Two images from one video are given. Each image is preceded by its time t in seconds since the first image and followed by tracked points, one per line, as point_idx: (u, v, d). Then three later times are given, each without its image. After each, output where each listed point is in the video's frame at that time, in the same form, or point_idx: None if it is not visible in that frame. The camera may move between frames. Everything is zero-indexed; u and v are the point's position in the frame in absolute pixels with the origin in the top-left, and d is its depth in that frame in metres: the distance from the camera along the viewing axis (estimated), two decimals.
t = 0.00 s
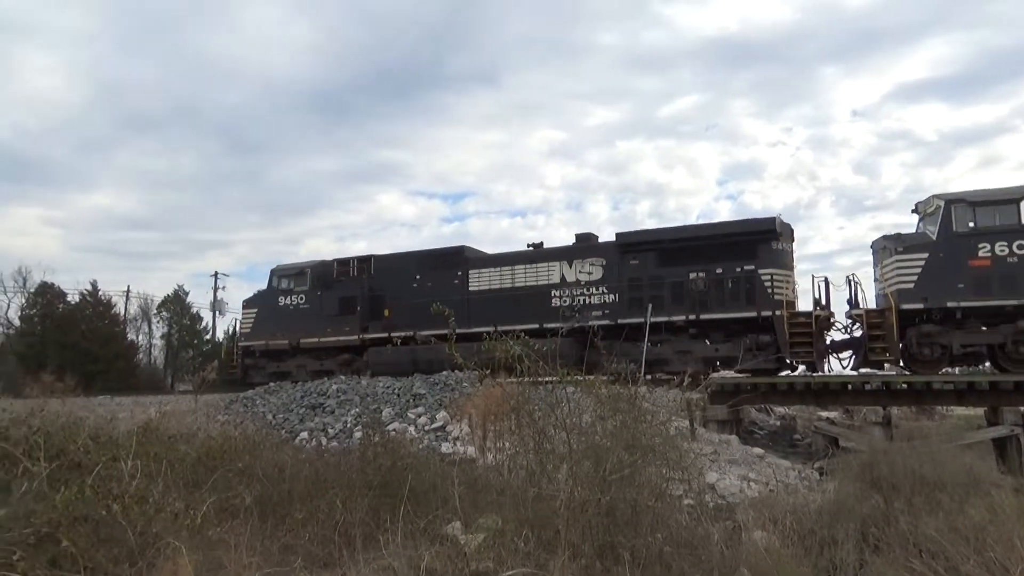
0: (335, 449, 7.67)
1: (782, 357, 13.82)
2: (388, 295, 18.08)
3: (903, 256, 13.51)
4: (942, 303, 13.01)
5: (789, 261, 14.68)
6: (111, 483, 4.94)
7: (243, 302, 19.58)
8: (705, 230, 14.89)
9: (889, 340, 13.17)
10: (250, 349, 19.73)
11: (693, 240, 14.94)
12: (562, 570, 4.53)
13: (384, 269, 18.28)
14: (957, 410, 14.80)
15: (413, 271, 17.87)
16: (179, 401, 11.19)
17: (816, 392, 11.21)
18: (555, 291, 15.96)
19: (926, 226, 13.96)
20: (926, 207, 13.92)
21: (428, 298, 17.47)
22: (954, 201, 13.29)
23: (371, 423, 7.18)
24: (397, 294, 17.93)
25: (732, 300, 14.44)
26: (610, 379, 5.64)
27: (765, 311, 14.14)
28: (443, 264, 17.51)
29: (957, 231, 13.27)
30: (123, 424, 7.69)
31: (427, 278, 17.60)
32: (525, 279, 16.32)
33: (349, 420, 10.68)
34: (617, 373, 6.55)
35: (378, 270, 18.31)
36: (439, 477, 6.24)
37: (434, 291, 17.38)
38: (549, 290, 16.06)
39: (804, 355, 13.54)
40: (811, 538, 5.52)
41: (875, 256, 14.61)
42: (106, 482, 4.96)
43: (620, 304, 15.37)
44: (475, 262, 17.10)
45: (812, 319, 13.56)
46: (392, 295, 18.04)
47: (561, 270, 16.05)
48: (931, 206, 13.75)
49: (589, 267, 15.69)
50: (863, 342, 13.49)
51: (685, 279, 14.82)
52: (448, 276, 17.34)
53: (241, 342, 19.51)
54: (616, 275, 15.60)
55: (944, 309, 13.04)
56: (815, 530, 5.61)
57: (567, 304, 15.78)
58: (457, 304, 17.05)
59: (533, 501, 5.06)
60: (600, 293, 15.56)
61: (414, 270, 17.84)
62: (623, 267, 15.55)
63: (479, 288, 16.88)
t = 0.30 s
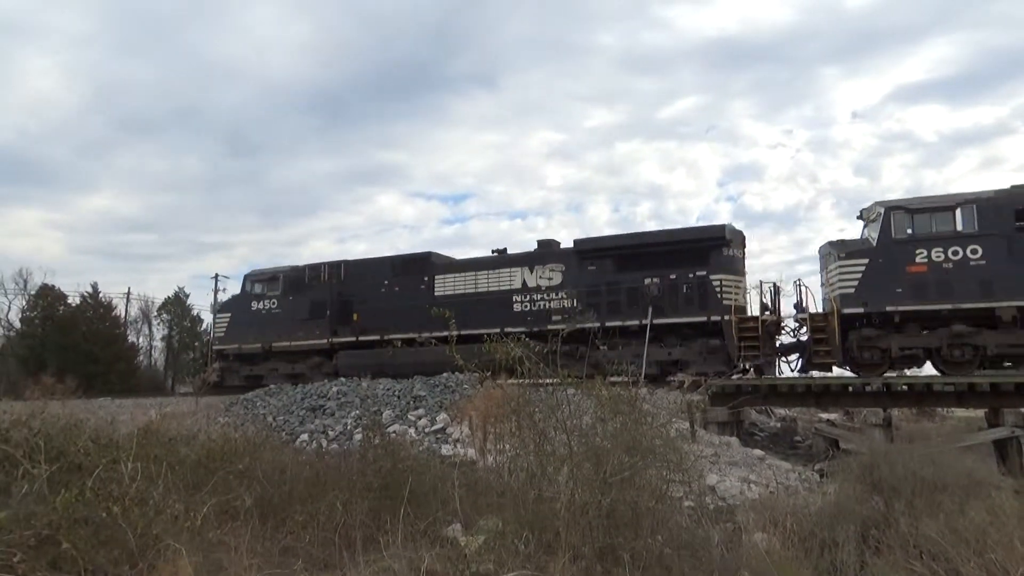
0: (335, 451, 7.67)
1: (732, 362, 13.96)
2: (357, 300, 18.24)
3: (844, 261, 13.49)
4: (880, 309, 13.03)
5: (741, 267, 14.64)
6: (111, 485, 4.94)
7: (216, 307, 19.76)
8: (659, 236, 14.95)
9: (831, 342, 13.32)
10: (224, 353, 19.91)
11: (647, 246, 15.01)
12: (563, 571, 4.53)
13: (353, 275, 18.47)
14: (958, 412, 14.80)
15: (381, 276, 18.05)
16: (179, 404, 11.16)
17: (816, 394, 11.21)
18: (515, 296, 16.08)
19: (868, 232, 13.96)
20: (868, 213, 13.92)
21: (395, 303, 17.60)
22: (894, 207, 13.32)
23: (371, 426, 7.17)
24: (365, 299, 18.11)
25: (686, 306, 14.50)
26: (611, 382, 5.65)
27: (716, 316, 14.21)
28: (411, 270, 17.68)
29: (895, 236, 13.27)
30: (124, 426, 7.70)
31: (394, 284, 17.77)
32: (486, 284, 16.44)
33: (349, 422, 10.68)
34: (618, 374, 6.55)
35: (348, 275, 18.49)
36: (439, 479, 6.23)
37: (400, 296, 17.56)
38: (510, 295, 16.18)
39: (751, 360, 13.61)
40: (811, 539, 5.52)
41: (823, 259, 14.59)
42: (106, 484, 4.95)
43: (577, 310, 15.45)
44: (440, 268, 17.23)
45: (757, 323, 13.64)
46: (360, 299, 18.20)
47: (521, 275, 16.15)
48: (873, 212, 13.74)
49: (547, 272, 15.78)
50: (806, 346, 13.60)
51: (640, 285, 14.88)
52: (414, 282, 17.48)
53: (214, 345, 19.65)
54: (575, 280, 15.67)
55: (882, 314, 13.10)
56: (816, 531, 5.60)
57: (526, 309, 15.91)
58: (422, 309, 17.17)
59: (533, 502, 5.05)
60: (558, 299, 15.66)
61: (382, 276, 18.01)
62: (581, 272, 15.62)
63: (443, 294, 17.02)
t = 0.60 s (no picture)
0: (334, 450, 7.67)
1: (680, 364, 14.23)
2: (325, 303, 18.60)
3: (786, 265, 13.64)
4: (821, 311, 13.16)
5: (690, 271, 15.17)
6: (109, 486, 4.93)
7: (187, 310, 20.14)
8: (611, 241, 15.37)
9: (774, 344, 13.40)
10: (196, 356, 20.29)
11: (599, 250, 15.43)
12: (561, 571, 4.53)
13: (322, 278, 18.84)
14: (956, 411, 14.82)
15: (348, 280, 18.43)
16: (178, 405, 11.15)
17: (814, 393, 11.23)
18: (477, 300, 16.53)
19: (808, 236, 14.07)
20: (809, 218, 14.03)
21: (361, 306, 17.98)
22: (833, 212, 13.45)
23: (370, 426, 7.18)
24: (333, 302, 18.48)
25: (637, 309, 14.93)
26: (609, 381, 5.66)
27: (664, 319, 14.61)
28: (377, 273, 18.06)
29: (834, 241, 13.42)
30: (121, 426, 7.70)
31: (361, 287, 18.15)
32: (449, 288, 16.87)
33: (347, 422, 10.68)
34: (617, 374, 6.56)
35: (316, 279, 18.86)
36: (438, 479, 6.23)
37: (367, 299, 17.95)
38: (471, 298, 16.61)
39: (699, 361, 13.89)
40: (809, 539, 5.52)
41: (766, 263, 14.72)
42: (104, 486, 4.94)
43: (535, 312, 15.88)
44: (406, 272, 17.63)
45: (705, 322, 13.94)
46: (328, 303, 18.56)
47: (482, 279, 16.60)
48: (813, 217, 13.88)
49: (507, 276, 16.22)
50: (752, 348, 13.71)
51: (594, 288, 15.30)
52: (380, 285, 17.88)
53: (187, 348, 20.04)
54: (533, 284, 16.12)
55: (823, 316, 13.23)
56: (814, 531, 5.60)
57: (487, 312, 16.35)
58: (388, 313, 17.57)
59: (532, 502, 5.05)
60: (516, 302, 16.09)
61: (349, 280, 18.40)
62: (538, 276, 16.07)
63: (407, 297, 17.42)
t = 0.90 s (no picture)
0: (333, 451, 7.68)
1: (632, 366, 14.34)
2: (294, 307, 18.65)
3: (731, 269, 13.40)
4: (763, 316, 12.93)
5: (646, 274, 15.35)
6: (106, 487, 4.91)
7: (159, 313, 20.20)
8: (567, 245, 15.56)
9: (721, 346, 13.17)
10: (169, 358, 20.35)
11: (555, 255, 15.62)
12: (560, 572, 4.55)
13: (291, 281, 18.91)
14: (954, 411, 14.87)
15: (317, 284, 18.48)
16: (176, 405, 11.14)
17: (813, 394, 11.23)
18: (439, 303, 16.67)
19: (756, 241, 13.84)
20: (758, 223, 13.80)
21: (329, 309, 18.05)
22: (777, 217, 13.20)
23: (369, 427, 7.17)
24: (301, 305, 18.53)
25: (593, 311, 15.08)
26: (609, 382, 5.65)
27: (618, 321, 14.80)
28: (345, 277, 18.10)
29: (777, 246, 13.17)
30: (119, 427, 7.68)
31: (329, 291, 18.22)
32: (412, 291, 17.00)
33: (345, 423, 10.66)
34: (615, 374, 6.55)
35: (285, 282, 18.91)
36: (436, 480, 6.22)
37: (334, 302, 18.02)
38: (434, 302, 16.69)
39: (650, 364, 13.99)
40: (808, 539, 5.52)
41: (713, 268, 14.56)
42: (102, 486, 4.92)
43: (495, 315, 16.03)
44: (372, 275, 17.72)
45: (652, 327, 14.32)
46: (296, 306, 18.62)
47: (445, 283, 16.73)
48: (758, 223, 13.65)
49: (468, 280, 16.37)
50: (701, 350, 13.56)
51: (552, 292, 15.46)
52: (346, 289, 17.95)
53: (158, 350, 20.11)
54: (493, 287, 16.27)
55: (764, 319, 12.99)
56: (813, 531, 5.61)
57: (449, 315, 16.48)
58: (354, 316, 17.64)
59: (530, 503, 5.06)
60: (476, 305, 16.24)
61: (317, 283, 18.45)
62: (498, 280, 16.20)
63: (373, 301, 17.52)
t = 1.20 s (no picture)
0: (333, 453, 7.68)
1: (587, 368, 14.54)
2: (266, 311, 18.90)
3: (681, 275, 13.66)
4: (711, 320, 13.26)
5: (605, 279, 15.40)
6: (106, 489, 4.91)
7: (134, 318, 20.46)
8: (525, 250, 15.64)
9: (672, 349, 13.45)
10: (145, 362, 20.61)
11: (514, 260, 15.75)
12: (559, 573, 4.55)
13: (262, 286, 19.19)
14: (954, 411, 14.87)
15: (288, 288, 18.76)
16: (176, 408, 11.15)
17: (812, 394, 11.24)
18: (406, 306, 16.91)
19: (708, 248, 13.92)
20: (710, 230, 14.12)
21: (298, 313, 18.34)
22: (724, 222, 13.50)
23: (368, 429, 7.17)
24: (272, 309, 18.79)
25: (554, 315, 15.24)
26: (608, 383, 5.66)
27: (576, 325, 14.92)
28: (316, 281, 18.39)
29: (725, 252, 13.49)
30: (118, 430, 7.68)
31: (300, 295, 18.49)
32: (379, 296, 17.25)
33: (345, 425, 10.65)
34: (614, 376, 6.56)
35: (258, 287, 19.19)
36: (436, 481, 6.22)
37: (304, 306, 18.31)
38: (400, 306, 16.94)
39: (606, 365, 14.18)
40: (808, 540, 5.52)
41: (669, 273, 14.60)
42: (101, 488, 4.92)
43: (459, 319, 16.22)
44: (341, 280, 18.00)
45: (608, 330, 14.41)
46: (268, 310, 18.87)
47: (411, 287, 16.98)
48: (708, 229, 13.93)
49: (433, 285, 16.60)
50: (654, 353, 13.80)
51: (512, 297, 15.66)
52: (316, 293, 18.23)
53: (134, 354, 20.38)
54: (456, 291, 16.47)
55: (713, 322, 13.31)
56: (812, 532, 5.61)
57: (415, 319, 16.73)
58: (323, 320, 17.94)
59: (530, 504, 5.06)
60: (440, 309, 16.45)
61: (288, 287, 18.72)
62: (461, 285, 16.41)
63: (342, 305, 17.81)
